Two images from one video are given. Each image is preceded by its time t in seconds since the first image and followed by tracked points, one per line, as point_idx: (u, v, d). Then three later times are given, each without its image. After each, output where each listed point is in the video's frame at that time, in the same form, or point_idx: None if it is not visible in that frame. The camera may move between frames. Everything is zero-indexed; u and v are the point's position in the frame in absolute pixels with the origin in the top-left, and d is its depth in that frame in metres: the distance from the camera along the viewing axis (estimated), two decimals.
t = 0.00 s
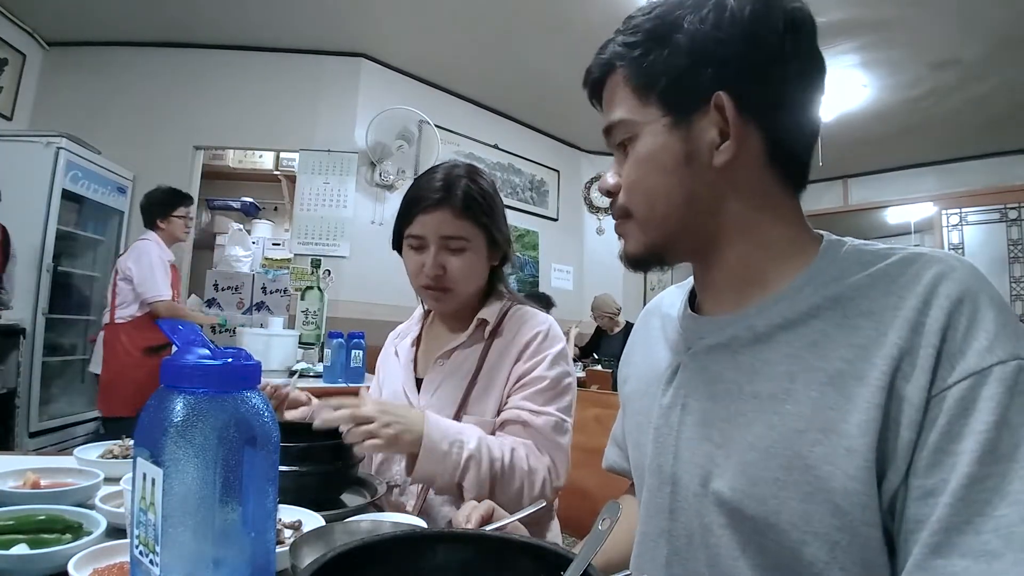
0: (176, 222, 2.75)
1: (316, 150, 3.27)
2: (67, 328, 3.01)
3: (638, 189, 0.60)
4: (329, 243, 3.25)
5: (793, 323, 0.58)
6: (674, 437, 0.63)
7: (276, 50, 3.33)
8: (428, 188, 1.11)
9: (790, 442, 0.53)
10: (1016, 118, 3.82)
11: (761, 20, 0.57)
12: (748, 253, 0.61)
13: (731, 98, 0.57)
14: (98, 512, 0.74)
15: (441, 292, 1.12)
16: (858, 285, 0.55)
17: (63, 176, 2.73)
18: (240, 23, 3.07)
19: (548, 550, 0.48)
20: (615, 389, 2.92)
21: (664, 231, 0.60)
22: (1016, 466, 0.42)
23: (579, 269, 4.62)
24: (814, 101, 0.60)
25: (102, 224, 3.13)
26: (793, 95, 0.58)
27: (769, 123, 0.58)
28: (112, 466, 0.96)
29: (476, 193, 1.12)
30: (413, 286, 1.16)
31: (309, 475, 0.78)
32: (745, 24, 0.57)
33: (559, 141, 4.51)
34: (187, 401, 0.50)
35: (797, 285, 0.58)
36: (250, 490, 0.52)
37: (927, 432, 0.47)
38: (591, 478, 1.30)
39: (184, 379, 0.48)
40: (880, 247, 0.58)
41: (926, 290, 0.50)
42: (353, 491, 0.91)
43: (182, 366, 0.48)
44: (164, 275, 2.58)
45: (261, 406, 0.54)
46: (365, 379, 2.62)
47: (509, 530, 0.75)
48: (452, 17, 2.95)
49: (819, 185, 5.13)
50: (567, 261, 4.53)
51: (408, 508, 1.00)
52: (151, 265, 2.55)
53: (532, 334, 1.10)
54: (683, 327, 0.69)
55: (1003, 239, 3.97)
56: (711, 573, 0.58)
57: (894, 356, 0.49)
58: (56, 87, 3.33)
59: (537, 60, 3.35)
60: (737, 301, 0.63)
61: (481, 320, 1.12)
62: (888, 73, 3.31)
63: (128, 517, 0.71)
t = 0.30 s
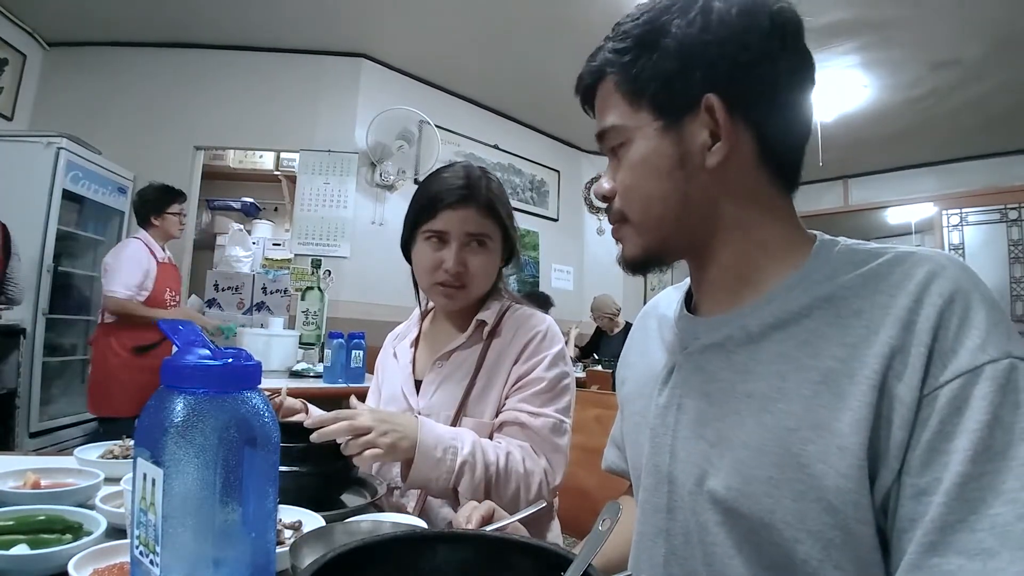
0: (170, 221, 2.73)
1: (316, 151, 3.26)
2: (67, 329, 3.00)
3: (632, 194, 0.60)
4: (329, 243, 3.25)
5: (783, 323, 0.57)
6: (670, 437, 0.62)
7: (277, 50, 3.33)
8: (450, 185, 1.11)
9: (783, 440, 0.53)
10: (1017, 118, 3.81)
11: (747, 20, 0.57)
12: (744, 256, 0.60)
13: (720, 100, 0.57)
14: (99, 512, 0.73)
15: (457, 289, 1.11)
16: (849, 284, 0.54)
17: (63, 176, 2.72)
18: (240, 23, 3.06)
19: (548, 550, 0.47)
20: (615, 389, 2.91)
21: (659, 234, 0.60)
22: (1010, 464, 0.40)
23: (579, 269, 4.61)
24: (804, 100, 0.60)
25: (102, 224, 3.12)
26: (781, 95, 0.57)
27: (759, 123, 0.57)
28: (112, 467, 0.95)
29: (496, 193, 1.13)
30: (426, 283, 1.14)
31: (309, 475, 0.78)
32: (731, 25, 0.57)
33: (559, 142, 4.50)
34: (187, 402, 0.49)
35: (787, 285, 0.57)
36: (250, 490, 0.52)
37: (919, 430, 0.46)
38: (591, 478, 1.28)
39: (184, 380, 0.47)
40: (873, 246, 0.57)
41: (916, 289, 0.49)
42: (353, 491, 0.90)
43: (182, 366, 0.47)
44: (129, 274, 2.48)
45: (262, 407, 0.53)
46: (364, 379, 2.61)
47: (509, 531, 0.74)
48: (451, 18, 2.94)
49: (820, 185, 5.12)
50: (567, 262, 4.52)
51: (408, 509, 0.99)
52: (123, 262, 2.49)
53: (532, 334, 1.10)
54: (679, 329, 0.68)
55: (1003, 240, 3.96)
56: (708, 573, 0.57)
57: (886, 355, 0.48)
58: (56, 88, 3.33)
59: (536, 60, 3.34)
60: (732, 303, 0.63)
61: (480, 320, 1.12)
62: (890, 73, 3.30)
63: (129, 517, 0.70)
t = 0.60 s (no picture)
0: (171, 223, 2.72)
1: (316, 150, 3.26)
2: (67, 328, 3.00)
3: (623, 199, 0.60)
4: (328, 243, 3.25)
5: (777, 320, 0.57)
6: (667, 434, 0.62)
7: (277, 50, 3.32)
8: (459, 184, 1.11)
9: (778, 437, 0.53)
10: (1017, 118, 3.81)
11: (726, 22, 0.57)
12: (739, 256, 0.60)
13: (703, 102, 0.57)
14: (98, 512, 0.73)
15: (463, 287, 1.11)
16: (843, 281, 0.54)
17: (63, 176, 2.72)
18: (240, 22, 3.06)
19: (547, 550, 0.47)
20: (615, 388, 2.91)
21: (653, 237, 0.60)
22: (1005, 459, 0.40)
23: (579, 269, 4.61)
24: (795, 98, 0.59)
25: (102, 224, 3.12)
26: (769, 94, 0.57)
27: (747, 122, 0.57)
28: (112, 466, 0.95)
29: (503, 193, 1.14)
30: (432, 282, 1.13)
31: (310, 474, 0.78)
32: (711, 28, 0.57)
33: (559, 141, 4.50)
34: (187, 401, 0.49)
35: (780, 283, 0.57)
36: (250, 489, 0.52)
37: (914, 426, 0.46)
38: (590, 478, 1.28)
39: (184, 379, 0.47)
40: (866, 243, 0.57)
41: (910, 284, 0.49)
42: (353, 491, 0.90)
43: (182, 366, 0.47)
44: (112, 266, 2.50)
45: (261, 406, 0.53)
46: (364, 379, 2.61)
47: (510, 531, 0.74)
48: (451, 17, 2.94)
49: (820, 185, 5.12)
50: (568, 261, 4.52)
51: (408, 509, 0.99)
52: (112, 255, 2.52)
53: (531, 334, 1.10)
54: (675, 327, 0.68)
55: (1003, 240, 3.97)
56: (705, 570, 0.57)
57: (879, 350, 0.48)
58: (56, 88, 3.32)
59: (536, 59, 3.34)
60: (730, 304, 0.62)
61: (479, 321, 1.12)
62: (890, 73, 3.30)
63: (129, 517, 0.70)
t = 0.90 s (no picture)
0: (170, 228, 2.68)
1: (316, 150, 3.26)
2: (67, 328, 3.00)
3: (630, 198, 0.59)
4: (328, 243, 3.25)
5: (779, 321, 0.57)
6: (668, 435, 0.62)
7: (276, 50, 3.32)
8: (458, 183, 1.11)
9: (778, 438, 0.53)
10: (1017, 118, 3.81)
11: (733, 20, 0.57)
12: (741, 257, 0.60)
13: (711, 102, 0.57)
14: (98, 512, 0.73)
15: (463, 287, 1.11)
16: (846, 281, 0.54)
17: (63, 176, 2.72)
18: (240, 23, 3.06)
19: (547, 550, 0.47)
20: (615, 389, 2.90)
21: (658, 239, 0.60)
22: (1008, 460, 0.40)
23: (579, 270, 4.61)
24: (796, 98, 0.60)
25: (102, 224, 3.12)
26: (772, 95, 0.57)
27: (753, 123, 0.57)
28: (112, 466, 0.95)
29: (502, 193, 1.14)
30: (431, 282, 1.13)
31: (309, 475, 0.77)
32: (719, 27, 0.57)
33: (559, 141, 4.51)
34: (187, 401, 0.49)
35: (782, 283, 0.57)
36: (250, 490, 0.52)
37: (916, 428, 0.46)
38: (591, 478, 1.28)
39: (184, 380, 0.47)
40: (869, 243, 0.57)
41: (912, 286, 0.49)
42: (353, 491, 0.90)
43: (182, 366, 0.47)
44: (110, 272, 2.51)
45: (261, 407, 0.53)
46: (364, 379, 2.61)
47: (509, 531, 0.74)
48: (451, 17, 2.94)
49: (819, 186, 5.13)
50: (568, 261, 4.53)
51: (408, 509, 0.99)
52: (110, 260, 2.52)
53: (530, 335, 1.10)
54: (677, 328, 0.67)
55: (1003, 240, 3.97)
56: (707, 571, 0.56)
57: (881, 351, 0.49)
58: (56, 88, 3.32)
59: (536, 59, 3.34)
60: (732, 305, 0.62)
61: (477, 322, 1.11)
62: (889, 74, 3.31)
63: (129, 517, 0.70)
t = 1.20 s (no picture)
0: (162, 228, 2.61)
1: (316, 150, 3.26)
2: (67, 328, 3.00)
3: (686, 194, 0.56)
4: (329, 243, 3.25)
5: (795, 327, 0.60)
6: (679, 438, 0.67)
7: (277, 50, 3.33)
8: (457, 182, 1.11)
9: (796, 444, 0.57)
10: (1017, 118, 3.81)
11: (763, 29, 0.60)
12: (766, 254, 0.63)
13: (761, 105, 0.59)
14: (98, 512, 0.73)
15: (464, 287, 1.11)
16: (861, 289, 0.57)
17: (63, 176, 2.72)
18: (240, 23, 3.06)
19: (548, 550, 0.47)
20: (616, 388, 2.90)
21: (703, 239, 0.59)
22: (1018, 466, 0.43)
23: (579, 269, 4.60)
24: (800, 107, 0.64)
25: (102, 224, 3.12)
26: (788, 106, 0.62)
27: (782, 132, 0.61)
28: (112, 466, 0.95)
29: (499, 191, 1.14)
30: (432, 281, 1.13)
31: (309, 475, 0.77)
32: (757, 33, 0.60)
33: (558, 141, 4.50)
34: (187, 401, 0.49)
35: (796, 290, 0.61)
36: (250, 490, 0.51)
37: (927, 432, 0.49)
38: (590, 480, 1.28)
39: (184, 379, 0.47)
40: (880, 252, 0.60)
41: (928, 296, 0.52)
42: (353, 491, 0.90)
43: (182, 366, 0.47)
44: (106, 278, 2.49)
45: (261, 406, 0.53)
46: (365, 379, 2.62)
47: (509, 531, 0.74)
48: (454, 19, 2.95)
49: (819, 185, 5.12)
50: (567, 261, 4.52)
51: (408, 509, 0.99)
52: (103, 266, 2.49)
53: (530, 334, 1.10)
54: (688, 331, 0.73)
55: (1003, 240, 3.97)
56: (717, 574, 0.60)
57: (898, 358, 0.52)
58: (56, 88, 3.32)
59: (537, 60, 3.34)
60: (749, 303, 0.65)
61: (477, 321, 1.11)
62: (890, 73, 3.30)
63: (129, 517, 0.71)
